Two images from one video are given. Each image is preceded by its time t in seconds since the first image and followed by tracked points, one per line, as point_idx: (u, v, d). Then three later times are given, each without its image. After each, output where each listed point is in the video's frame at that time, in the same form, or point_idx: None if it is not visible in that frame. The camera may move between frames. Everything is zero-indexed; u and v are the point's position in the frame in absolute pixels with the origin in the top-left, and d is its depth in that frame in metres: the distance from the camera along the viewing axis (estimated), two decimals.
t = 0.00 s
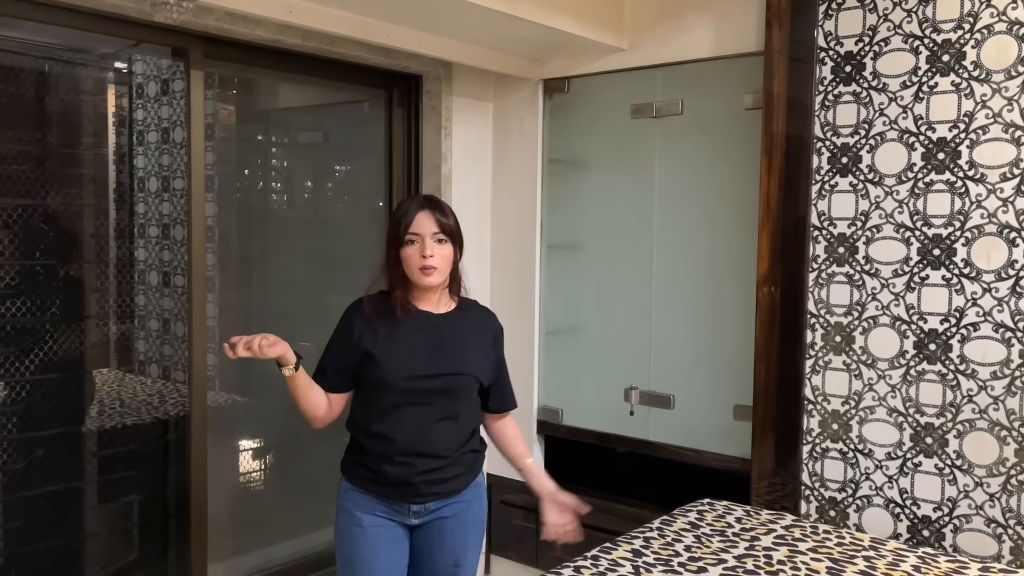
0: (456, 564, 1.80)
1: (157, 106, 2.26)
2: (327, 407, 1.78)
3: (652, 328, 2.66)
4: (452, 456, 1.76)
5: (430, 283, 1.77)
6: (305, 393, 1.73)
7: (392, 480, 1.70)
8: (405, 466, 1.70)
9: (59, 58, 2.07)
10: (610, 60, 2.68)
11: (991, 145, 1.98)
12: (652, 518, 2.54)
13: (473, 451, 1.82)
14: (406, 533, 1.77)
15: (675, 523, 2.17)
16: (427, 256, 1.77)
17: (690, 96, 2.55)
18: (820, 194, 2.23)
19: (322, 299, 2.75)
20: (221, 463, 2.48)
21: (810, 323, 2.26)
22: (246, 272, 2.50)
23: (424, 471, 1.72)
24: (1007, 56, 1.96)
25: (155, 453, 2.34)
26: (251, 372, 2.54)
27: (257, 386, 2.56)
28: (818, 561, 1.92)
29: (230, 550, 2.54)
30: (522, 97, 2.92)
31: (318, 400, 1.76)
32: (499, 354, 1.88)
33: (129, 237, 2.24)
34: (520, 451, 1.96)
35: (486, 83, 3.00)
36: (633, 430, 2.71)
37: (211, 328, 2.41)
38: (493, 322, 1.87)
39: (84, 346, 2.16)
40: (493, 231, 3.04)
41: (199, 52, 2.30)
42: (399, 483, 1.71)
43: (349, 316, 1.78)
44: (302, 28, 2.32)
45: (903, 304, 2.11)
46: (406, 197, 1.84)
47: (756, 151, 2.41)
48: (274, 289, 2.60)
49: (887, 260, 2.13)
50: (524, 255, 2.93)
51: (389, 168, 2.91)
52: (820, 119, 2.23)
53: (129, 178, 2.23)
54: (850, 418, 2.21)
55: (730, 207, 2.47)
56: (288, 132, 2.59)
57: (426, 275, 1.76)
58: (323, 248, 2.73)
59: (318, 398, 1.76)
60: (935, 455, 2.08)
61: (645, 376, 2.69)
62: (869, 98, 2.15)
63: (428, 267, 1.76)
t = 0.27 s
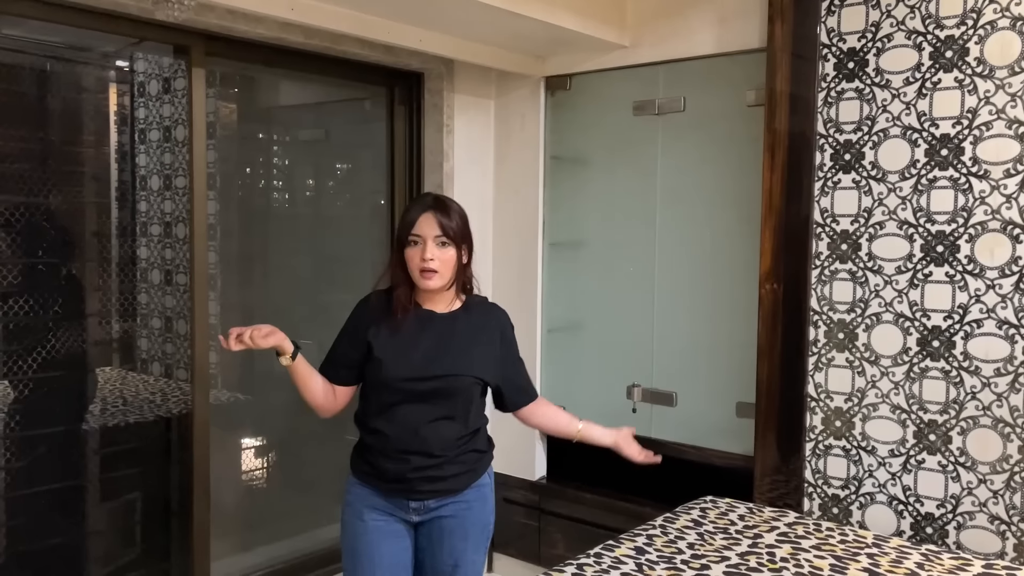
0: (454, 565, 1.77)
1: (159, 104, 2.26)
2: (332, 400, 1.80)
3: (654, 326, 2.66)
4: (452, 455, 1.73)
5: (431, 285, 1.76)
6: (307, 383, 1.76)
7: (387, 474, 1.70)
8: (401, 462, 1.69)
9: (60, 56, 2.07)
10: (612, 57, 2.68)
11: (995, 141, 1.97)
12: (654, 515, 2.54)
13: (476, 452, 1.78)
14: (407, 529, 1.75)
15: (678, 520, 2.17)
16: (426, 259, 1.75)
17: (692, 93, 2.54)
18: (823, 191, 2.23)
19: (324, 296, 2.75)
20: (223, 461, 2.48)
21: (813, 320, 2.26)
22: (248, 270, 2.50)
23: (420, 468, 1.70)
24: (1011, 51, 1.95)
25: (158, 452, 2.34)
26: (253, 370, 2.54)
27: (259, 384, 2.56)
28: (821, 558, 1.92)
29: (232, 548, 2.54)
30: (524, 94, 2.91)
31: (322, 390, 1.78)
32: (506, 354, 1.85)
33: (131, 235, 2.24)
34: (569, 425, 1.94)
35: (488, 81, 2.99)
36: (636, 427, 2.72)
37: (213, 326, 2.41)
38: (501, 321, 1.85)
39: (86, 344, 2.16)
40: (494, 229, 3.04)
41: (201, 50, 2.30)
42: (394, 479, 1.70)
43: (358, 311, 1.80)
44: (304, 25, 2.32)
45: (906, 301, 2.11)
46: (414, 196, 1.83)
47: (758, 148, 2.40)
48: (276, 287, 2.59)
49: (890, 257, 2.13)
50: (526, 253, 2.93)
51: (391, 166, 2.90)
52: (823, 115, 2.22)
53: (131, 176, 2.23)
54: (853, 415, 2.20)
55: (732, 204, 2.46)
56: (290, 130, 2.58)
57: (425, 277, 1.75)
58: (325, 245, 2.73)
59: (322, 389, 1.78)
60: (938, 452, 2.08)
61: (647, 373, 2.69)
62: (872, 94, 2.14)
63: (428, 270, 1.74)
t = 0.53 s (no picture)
0: (458, 569, 1.74)
1: (161, 102, 2.26)
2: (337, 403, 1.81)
3: (658, 323, 2.66)
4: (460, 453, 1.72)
5: (440, 285, 1.75)
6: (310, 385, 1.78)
7: (395, 473, 1.70)
8: (408, 460, 1.69)
9: (63, 54, 2.07)
10: (615, 54, 2.67)
11: (1000, 137, 1.97)
12: (658, 512, 2.54)
13: (485, 449, 1.77)
14: (414, 531, 1.74)
15: (681, 518, 2.17)
16: (437, 260, 1.74)
17: (695, 90, 2.54)
18: (826, 187, 2.22)
19: (327, 294, 2.75)
20: (226, 459, 2.48)
21: (817, 316, 2.25)
22: (251, 268, 2.50)
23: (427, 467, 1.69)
24: (1015, 47, 1.94)
25: (162, 450, 2.34)
26: (256, 368, 2.54)
27: (262, 382, 2.56)
28: (825, 555, 1.92)
29: (236, 546, 2.54)
30: (526, 91, 2.91)
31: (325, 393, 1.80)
32: (513, 348, 1.83)
33: (134, 233, 2.24)
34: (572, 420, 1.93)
35: (491, 78, 2.99)
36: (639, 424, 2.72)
37: (216, 324, 2.41)
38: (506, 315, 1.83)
39: (90, 342, 2.16)
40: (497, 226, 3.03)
41: (203, 48, 2.29)
42: (401, 477, 1.69)
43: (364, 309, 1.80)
44: (307, 23, 2.32)
45: (910, 297, 2.10)
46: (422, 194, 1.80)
47: (762, 145, 2.40)
48: (279, 285, 2.60)
49: (894, 253, 2.12)
50: (529, 250, 2.92)
51: (394, 163, 2.90)
52: (826, 111, 2.21)
53: (134, 174, 2.23)
54: (857, 412, 2.20)
55: (735, 201, 2.46)
56: (293, 128, 2.58)
57: (435, 278, 1.74)
58: (327, 243, 2.73)
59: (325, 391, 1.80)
60: (943, 448, 2.07)
61: (651, 370, 2.68)
62: (876, 90, 2.13)
63: (438, 271, 1.73)
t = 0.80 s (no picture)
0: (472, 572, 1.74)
1: (165, 99, 2.26)
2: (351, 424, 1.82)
3: (663, 319, 2.65)
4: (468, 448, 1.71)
5: (430, 277, 1.75)
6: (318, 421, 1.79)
7: (408, 475, 1.69)
8: (418, 458, 1.68)
9: (67, 51, 2.07)
10: (620, 49, 2.66)
11: (1008, 132, 1.95)
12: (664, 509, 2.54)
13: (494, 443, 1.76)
14: (425, 536, 1.74)
15: (687, 514, 2.16)
16: (426, 252, 1.74)
17: (701, 85, 2.53)
18: (832, 182, 2.21)
19: (332, 290, 2.74)
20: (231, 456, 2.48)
21: (823, 313, 2.24)
22: (256, 264, 2.50)
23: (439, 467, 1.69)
24: None
25: (167, 447, 2.34)
26: (261, 365, 2.54)
27: (267, 379, 2.56)
28: (832, 552, 1.91)
29: (242, 542, 2.54)
30: (531, 87, 2.90)
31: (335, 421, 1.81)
32: (515, 340, 1.83)
33: (139, 230, 2.24)
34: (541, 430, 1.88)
35: (495, 74, 2.98)
36: (644, 421, 2.70)
37: (220, 321, 2.41)
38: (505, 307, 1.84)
39: (95, 339, 2.16)
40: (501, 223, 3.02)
41: (207, 43, 2.29)
42: (412, 477, 1.69)
43: (365, 311, 1.81)
44: (311, 19, 2.31)
45: (917, 293, 2.09)
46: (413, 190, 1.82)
47: (767, 140, 2.39)
48: (284, 282, 2.59)
49: (901, 249, 2.11)
50: (534, 246, 2.92)
51: (398, 159, 2.89)
52: (832, 106, 2.20)
53: (138, 171, 2.23)
54: (863, 408, 2.19)
55: (740, 197, 2.45)
56: (297, 125, 2.58)
57: (425, 269, 1.74)
58: (332, 240, 2.73)
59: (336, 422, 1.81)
60: (950, 445, 2.07)
61: (656, 367, 2.68)
62: (883, 84, 2.12)
63: (426, 262, 1.74)
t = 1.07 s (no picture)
0: (468, 571, 1.67)
1: (170, 96, 2.25)
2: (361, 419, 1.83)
3: (671, 316, 2.64)
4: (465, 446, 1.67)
5: (419, 271, 1.72)
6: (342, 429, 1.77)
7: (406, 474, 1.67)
8: (415, 458, 1.65)
9: (72, 47, 2.06)
10: (627, 44, 2.65)
11: (1020, 126, 1.94)
12: (671, 505, 2.53)
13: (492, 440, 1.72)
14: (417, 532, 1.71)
15: (696, 511, 2.15)
16: (414, 245, 1.72)
17: (709, 80, 2.51)
18: (842, 178, 2.20)
19: (338, 287, 2.74)
20: (238, 452, 2.48)
21: (833, 309, 2.23)
22: (262, 261, 2.49)
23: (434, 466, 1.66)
24: None
25: (173, 444, 2.34)
26: (267, 362, 2.54)
27: (273, 376, 2.56)
28: (842, 549, 1.90)
29: (248, 539, 2.54)
30: (537, 83, 2.88)
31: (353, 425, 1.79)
32: (511, 333, 1.76)
33: (144, 227, 2.23)
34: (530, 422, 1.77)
35: (502, 69, 2.97)
36: (651, 417, 2.69)
37: (226, 318, 2.41)
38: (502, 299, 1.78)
39: (100, 336, 2.16)
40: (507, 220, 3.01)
41: (213, 40, 2.29)
42: (411, 477, 1.66)
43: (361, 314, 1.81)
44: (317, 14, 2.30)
45: (928, 289, 2.08)
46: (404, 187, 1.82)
47: (776, 135, 2.37)
48: (290, 279, 2.59)
49: (912, 245, 2.10)
50: (541, 242, 2.90)
51: (404, 155, 2.88)
52: (842, 101, 2.19)
53: (143, 168, 2.22)
54: (874, 405, 2.18)
55: (749, 192, 2.44)
56: (302, 121, 2.57)
57: (413, 262, 1.71)
58: (338, 236, 2.72)
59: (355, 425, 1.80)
60: (961, 442, 2.05)
61: (663, 363, 2.67)
62: (893, 79, 2.11)
63: (414, 255, 1.71)
